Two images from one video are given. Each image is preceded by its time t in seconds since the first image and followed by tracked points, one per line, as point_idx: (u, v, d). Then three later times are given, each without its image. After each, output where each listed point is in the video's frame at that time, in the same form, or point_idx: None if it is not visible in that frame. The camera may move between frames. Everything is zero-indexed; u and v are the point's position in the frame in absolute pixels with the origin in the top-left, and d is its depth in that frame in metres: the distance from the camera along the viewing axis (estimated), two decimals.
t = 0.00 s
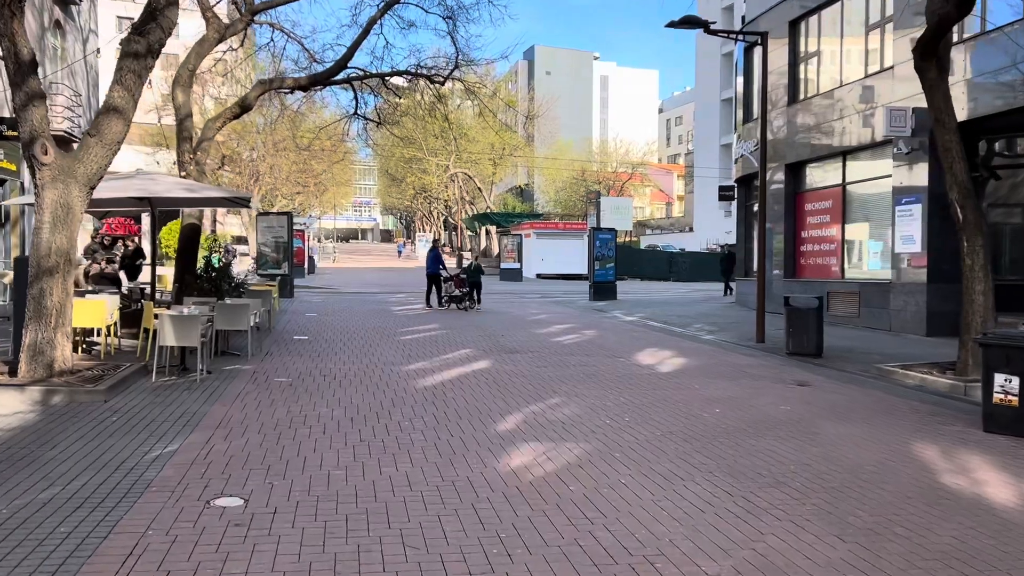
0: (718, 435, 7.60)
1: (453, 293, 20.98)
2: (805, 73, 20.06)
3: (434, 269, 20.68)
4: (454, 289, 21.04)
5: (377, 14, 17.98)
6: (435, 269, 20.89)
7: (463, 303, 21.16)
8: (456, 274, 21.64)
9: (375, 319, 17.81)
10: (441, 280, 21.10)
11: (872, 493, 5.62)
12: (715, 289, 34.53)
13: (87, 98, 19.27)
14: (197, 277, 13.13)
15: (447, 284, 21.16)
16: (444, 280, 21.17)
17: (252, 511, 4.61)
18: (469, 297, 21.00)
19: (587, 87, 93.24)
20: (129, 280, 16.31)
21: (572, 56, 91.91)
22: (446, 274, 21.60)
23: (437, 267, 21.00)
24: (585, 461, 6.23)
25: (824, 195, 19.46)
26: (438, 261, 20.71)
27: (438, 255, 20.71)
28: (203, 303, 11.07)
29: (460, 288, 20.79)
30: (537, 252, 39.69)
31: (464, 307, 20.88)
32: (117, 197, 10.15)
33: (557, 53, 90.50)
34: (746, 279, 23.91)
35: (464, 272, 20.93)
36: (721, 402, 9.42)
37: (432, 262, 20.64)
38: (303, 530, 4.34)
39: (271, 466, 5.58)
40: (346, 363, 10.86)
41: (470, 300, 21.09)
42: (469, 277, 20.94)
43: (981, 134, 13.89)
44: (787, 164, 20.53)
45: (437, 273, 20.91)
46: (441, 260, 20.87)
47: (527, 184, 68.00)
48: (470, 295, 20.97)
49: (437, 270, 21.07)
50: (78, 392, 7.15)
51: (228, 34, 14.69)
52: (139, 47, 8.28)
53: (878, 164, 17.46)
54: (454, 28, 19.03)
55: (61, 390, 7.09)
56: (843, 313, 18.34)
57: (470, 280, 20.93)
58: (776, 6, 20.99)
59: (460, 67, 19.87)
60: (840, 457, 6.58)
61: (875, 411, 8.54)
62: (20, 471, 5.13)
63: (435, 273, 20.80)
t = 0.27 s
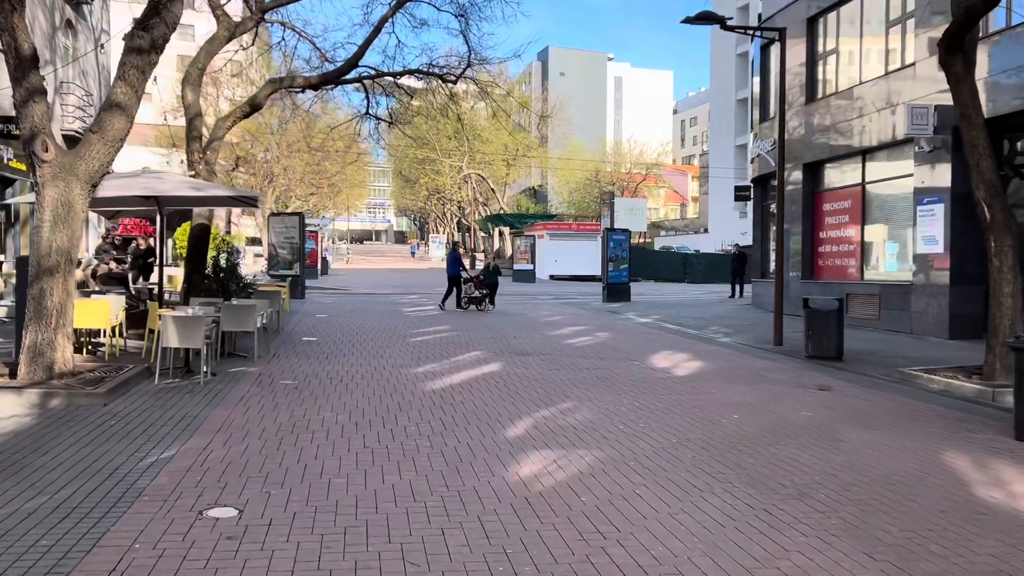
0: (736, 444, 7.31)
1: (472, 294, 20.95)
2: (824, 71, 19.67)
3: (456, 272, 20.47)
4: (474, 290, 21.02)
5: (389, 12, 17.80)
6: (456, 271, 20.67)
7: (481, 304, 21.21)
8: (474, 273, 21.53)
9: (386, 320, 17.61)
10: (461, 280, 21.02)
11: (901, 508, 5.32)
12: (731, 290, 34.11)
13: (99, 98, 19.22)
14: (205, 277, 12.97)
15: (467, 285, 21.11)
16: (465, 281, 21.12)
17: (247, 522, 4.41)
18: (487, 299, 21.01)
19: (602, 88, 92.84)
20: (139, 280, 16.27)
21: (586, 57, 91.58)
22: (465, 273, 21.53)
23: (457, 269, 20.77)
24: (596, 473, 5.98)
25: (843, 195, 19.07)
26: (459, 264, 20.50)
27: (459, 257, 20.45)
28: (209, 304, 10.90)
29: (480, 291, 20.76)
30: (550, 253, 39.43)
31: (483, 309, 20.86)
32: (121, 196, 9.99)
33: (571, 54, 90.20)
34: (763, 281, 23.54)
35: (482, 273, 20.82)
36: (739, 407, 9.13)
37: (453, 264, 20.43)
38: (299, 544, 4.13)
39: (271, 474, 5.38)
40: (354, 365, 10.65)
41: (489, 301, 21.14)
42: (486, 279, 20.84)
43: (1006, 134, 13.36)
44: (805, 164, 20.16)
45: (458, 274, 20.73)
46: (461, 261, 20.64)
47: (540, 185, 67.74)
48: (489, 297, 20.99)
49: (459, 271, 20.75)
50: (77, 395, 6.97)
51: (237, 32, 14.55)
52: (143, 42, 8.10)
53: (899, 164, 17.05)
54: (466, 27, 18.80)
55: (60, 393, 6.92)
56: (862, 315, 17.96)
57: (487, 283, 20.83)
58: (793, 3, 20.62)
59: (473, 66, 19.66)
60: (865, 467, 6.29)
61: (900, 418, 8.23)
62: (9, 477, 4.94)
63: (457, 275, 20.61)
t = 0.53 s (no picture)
0: (766, 457, 6.99)
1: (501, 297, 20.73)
2: (852, 69, 19.16)
3: (484, 274, 20.43)
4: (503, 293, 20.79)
5: (410, 13, 17.63)
6: (485, 273, 20.65)
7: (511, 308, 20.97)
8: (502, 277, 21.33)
9: (405, 323, 17.42)
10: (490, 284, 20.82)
11: (945, 530, 4.99)
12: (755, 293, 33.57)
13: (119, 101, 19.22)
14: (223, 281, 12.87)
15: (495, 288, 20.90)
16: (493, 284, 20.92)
17: (251, 543, 4.21)
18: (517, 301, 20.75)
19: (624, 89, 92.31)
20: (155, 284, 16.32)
21: (608, 58, 91.12)
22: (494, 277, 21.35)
23: (486, 271, 20.77)
24: (618, 491, 5.71)
25: (872, 196, 18.56)
26: (488, 266, 20.49)
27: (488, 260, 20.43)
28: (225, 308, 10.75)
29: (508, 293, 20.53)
30: (572, 255, 39.11)
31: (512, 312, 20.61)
32: (136, 198, 9.88)
33: (593, 55, 89.76)
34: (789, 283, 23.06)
35: (506, 276, 20.59)
36: (767, 417, 8.79)
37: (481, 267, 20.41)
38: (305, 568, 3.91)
39: (279, 488, 5.17)
40: (370, 371, 10.45)
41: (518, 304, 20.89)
42: (512, 281, 20.61)
43: None
44: (833, 164, 19.67)
45: (486, 277, 20.69)
46: (490, 264, 20.62)
47: (562, 187, 67.41)
48: (518, 300, 20.73)
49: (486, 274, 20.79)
50: (88, 402, 6.82)
51: (255, 33, 14.45)
52: (156, 41, 7.94)
53: (931, 163, 16.55)
54: (486, 27, 18.57)
55: (71, 400, 6.78)
56: (892, 319, 17.47)
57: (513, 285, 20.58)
58: None
59: (493, 66, 19.43)
60: (905, 486, 5.96)
61: (937, 430, 7.86)
62: (9, 489, 4.76)
63: (485, 278, 20.57)
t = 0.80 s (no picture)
0: (812, 465, 6.62)
1: (537, 298, 20.54)
2: (891, 64, 18.49)
3: (520, 275, 20.29)
4: (539, 294, 20.60)
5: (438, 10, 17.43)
6: (521, 274, 20.52)
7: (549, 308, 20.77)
8: (538, 277, 21.15)
9: (434, 324, 17.22)
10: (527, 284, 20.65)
11: (1012, 548, 4.61)
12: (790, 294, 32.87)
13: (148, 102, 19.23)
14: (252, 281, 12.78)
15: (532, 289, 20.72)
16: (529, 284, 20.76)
17: (271, 554, 3.99)
18: (554, 301, 20.52)
19: (654, 88, 91.44)
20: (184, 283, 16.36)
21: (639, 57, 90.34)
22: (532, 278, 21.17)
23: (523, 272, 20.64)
24: (657, 501, 5.40)
25: (914, 193, 17.91)
26: (524, 266, 20.35)
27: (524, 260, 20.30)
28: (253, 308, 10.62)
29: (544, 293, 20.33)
30: (602, 256, 38.70)
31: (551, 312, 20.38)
32: (163, 197, 9.79)
33: (624, 54, 89.03)
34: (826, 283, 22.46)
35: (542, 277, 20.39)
36: (810, 421, 8.40)
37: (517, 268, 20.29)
38: None
39: (302, 496, 4.95)
40: (398, 372, 10.24)
41: (556, 304, 20.67)
42: (546, 281, 20.41)
43: None
44: (872, 161, 19.03)
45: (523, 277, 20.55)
46: (526, 264, 20.47)
47: (592, 187, 66.91)
48: (555, 299, 20.50)
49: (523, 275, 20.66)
50: (111, 403, 6.68)
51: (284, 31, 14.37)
52: (181, 36, 7.80)
53: (977, 159, 15.88)
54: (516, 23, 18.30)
55: (94, 401, 6.64)
56: (936, 320, 16.87)
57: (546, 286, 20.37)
58: None
59: (523, 64, 19.16)
60: (963, 498, 5.57)
61: (993, 438, 7.42)
62: (24, 494, 4.60)
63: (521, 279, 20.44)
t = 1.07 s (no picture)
0: (869, 481, 6.22)
1: (580, 300, 20.36)
2: (939, 59, 17.76)
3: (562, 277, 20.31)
4: (582, 297, 20.42)
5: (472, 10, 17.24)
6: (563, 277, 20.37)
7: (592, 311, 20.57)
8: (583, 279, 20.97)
9: (468, 327, 17.02)
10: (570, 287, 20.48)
11: None
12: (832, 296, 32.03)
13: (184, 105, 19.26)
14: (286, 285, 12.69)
15: (575, 292, 20.54)
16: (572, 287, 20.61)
17: None
18: (597, 303, 20.33)
19: (690, 88, 90.37)
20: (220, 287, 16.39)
21: (674, 57, 89.38)
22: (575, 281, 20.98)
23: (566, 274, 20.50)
24: (706, 522, 5.07)
25: (964, 192, 17.17)
26: (566, 269, 20.19)
27: (566, 263, 20.14)
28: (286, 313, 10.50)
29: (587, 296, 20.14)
30: (638, 257, 38.18)
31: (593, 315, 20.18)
32: (196, 200, 9.72)
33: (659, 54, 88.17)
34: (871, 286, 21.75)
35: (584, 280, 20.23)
36: (862, 432, 7.98)
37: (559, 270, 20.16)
38: None
39: (332, 513, 4.72)
40: (432, 378, 10.01)
41: (600, 306, 20.47)
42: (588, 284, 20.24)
43: None
44: (920, 159, 18.30)
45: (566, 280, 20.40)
46: (569, 266, 20.30)
47: (627, 188, 66.28)
48: (598, 302, 20.30)
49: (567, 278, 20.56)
50: (140, 411, 6.54)
51: (319, 33, 14.31)
52: (213, 37, 7.69)
53: None
54: (551, 22, 18.04)
55: (124, 409, 6.51)
56: (989, 324, 16.16)
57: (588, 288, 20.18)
58: None
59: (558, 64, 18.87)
60: None
61: None
62: (47, 509, 4.43)
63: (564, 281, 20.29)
